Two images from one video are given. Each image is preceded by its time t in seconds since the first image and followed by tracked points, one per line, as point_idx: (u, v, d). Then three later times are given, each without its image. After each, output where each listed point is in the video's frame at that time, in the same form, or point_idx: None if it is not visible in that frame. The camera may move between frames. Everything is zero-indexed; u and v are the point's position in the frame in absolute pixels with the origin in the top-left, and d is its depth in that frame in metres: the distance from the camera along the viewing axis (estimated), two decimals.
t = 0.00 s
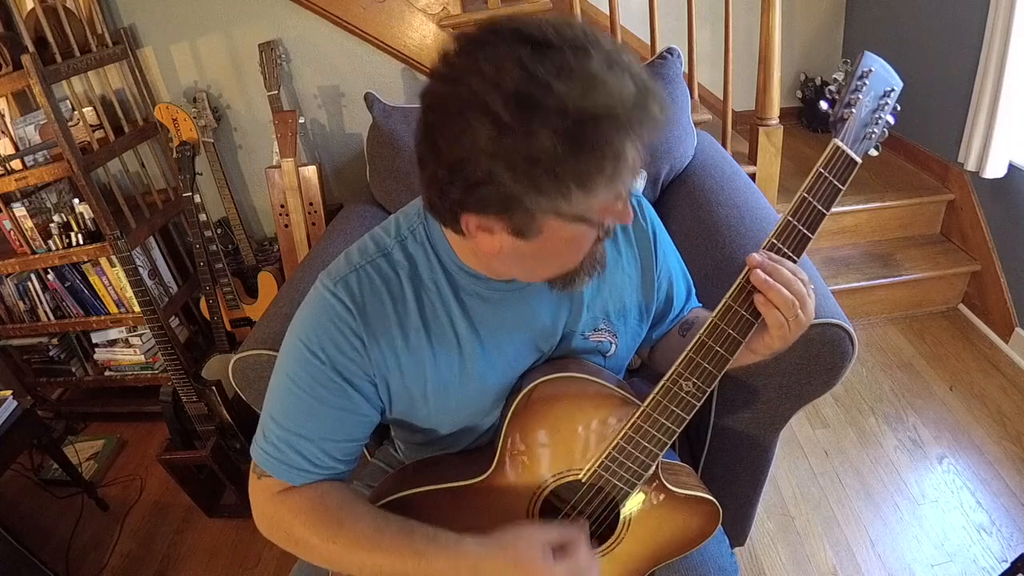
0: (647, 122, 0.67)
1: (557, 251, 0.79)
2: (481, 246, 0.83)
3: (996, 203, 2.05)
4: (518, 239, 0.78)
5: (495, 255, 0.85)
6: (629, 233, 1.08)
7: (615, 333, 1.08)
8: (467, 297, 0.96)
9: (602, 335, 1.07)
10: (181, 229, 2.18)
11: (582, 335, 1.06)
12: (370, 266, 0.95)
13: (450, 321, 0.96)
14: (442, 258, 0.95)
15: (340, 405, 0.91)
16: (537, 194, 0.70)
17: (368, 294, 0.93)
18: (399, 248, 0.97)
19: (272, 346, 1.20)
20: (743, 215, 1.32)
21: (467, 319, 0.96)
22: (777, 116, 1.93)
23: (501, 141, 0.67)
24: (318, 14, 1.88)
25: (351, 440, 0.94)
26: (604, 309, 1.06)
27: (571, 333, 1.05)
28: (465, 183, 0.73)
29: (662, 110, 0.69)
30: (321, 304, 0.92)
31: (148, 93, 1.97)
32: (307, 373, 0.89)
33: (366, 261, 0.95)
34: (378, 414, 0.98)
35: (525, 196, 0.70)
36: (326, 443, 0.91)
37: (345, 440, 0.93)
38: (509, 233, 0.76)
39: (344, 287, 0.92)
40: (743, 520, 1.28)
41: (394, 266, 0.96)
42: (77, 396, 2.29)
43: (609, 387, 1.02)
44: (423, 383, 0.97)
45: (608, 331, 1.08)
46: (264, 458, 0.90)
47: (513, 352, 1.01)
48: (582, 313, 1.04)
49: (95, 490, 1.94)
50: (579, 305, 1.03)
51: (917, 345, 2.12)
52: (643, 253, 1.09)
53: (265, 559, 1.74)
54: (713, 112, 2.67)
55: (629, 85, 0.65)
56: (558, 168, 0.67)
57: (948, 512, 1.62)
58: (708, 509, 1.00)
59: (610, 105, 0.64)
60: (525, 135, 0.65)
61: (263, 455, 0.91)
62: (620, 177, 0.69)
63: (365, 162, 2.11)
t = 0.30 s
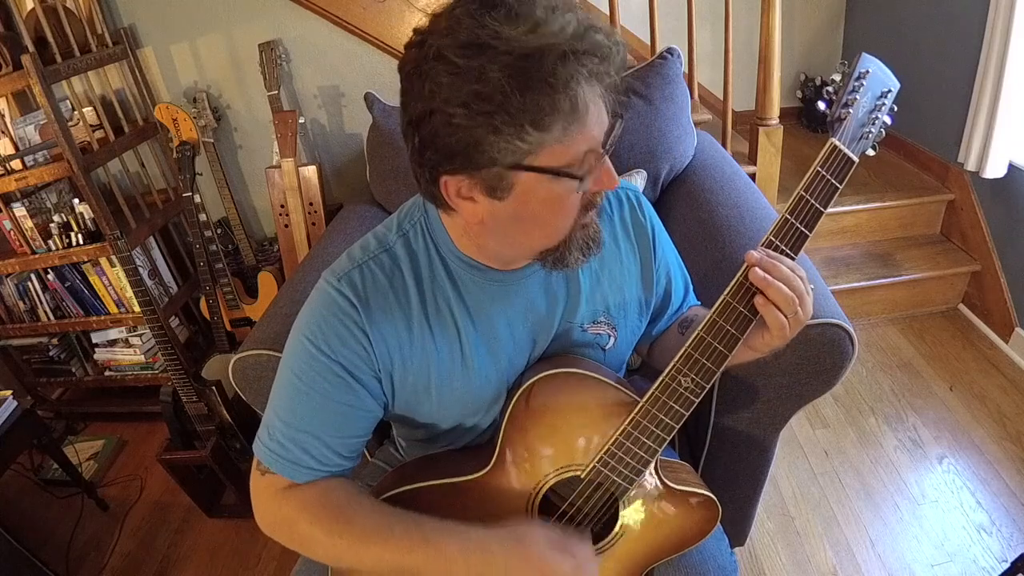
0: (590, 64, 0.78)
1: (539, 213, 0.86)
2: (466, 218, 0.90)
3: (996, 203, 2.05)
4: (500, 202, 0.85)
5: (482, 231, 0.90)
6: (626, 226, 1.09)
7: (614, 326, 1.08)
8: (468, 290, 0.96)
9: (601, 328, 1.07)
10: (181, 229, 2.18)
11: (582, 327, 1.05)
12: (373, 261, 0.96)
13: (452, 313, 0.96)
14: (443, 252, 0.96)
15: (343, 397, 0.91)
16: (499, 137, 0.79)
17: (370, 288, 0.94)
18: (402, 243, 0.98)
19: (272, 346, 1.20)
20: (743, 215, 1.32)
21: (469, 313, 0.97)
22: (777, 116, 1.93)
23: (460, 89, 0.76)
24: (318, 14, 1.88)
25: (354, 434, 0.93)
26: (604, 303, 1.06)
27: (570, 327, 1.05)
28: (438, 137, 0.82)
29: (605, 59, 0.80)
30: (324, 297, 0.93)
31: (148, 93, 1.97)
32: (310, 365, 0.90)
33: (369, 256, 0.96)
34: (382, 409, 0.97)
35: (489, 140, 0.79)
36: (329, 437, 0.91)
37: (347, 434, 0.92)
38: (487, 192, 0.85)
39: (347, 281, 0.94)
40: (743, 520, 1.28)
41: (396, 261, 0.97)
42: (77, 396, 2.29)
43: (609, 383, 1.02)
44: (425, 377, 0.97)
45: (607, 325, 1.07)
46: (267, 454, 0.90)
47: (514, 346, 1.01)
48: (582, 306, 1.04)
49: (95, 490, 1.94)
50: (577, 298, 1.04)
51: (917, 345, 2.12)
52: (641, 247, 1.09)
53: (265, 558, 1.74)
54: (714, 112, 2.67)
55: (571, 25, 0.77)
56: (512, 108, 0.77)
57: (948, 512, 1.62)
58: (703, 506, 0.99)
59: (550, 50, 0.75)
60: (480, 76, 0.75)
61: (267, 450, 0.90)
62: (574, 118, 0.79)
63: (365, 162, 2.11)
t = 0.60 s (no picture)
0: (621, 94, 0.74)
1: (552, 229, 0.82)
2: (477, 229, 0.86)
3: (996, 203, 2.05)
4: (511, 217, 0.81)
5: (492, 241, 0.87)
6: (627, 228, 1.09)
7: (614, 329, 1.08)
8: (469, 288, 0.96)
9: (600, 331, 1.07)
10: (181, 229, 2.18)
11: (582, 330, 1.06)
12: (374, 258, 0.96)
13: (452, 310, 0.96)
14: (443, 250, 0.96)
15: (343, 392, 0.91)
16: (522, 159, 0.75)
17: (371, 284, 0.94)
18: (402, 241, 0.98)
19: (272, 346, 1.20)
20: (743, 215, 1.32)
21: (468, 309, 0.97)
22: (777, 116, 1.93)
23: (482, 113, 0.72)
24: (318, 13, 1.88)
25: (353, 431, 0.94)
26: (604, 304, 1.06)
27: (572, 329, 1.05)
28: (457, 154, 0.77)
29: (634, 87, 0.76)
30: (325, 293, 0.93)
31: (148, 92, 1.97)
32: (310, 360, 0.90)
33: (370, 253, 0.96)
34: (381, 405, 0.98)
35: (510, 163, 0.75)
36: (329, 432, 0.91)
37: (346, 431, 0.93)
38: (504, 210, 0.80)
39: (348, 277, 0.94)
40: (743, 520, 1.28)
41: (397, 258, 0.97)
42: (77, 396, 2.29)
43: (609, 382, 1.03)
44: (425, 376, 0.97)
45: (607, 328, 1.07)
46: (267, 447, 0.90)
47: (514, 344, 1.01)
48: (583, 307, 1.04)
49: (95, 490, 1.94)
50: (579, 298, 1.04)
51: (917, 345, 2.12)
52: (642, 246, 1.09)
53: (265, 558, 1.74)
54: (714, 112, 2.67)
55: (601, 54, 0.73)
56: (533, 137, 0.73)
57: (948, 512, 1.62)
58: (703, 506, 0.99)
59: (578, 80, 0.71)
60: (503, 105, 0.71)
61: (266, 444, 0.90)
62: (598, 142, 0.75)
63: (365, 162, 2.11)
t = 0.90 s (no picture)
0: (564, 26, 0.85)
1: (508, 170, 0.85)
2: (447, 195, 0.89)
3: (996, 203, 2.05)
4: (473, 152, 0.85)
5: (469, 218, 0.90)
6: (629, 230, 1.08)
7: (613, 333, 1.08)
8: (468, 284, 0.96)
9: (600, 335, 1.06)
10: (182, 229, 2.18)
11: (582, 333, 1.05)
12: (375, 251, 0.96)
13: (451, 306, 0.96)
14: (442, 244, 0.96)
15: (339, 386, 0.92)
16: (477, 86, 0.83)
17: (370, 276, 0.94)
18: (404, 235, 0.98)
19: (272, 346, 1.20)
20: (744, 216, 1.32)
21: (467, 306, 0.97)
22: (777, 116, 1.93)
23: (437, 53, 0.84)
24: (318, 13, 1.88)
25: (348, 426, 0.94)
26: (603, 308, 1.06)
27: (571, 333, 1.04)
28: (424, 99, 0.87)
29: (579, 27, 0.87)
30: (325, 285, 0.93)
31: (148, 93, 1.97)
32: (308, 352, 0.91)
33: (371, 246, 0.97)
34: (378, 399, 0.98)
35: (469, 91, 0.84)
36: (325, 425, 0.91)
37: (341, 425, 0.93)
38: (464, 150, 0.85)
39: (348, 270, 0.94)
40: (743, 520, 1.28)
41: (397, 253, 0.97)
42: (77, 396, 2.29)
43: (610, 389, 1.00)
44: (421, 372, 0.97)
45: (606, 332, 1.07)
46: (264, 436, 0.91)
47: (514, 342, 1.01)
48: (581, 311, 1.04)
49: (95, 490, 1.94)
50: (577, 300, 1.03)
51: (917, 345, 2.12)
52: (641, 248, 1.09)
53: (265, 559, 1.74)
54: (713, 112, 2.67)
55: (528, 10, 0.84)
56: (484, 65, 0.83)
57: (948, 512, 1.62)
58: (708, 516, 1.00)
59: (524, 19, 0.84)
60: (454, 39, 0.83)
61: (264, 435, 0.91)
62: (548, 68, 0.84)
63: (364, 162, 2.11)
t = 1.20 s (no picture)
0: (516, 10, 0.87)
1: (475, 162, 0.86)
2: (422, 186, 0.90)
3: (996, 203, 2.05)
4: (443, 142, 0.86)
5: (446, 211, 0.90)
6: (618, 223, 1.08)
7: (605, 327, 1.07)
8: (456, 282, 0.96)
9: (591, 329, 1.06)
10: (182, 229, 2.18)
11: (573, 327, 1.04)
12: (362, 252, 0.97)
13: (439, 304, 0.96)
14: (428, 241, 0.97)
15: (331, 384, 0.92)
16: (437, 78, 0.85)
17: (358, 276, 0.95)
18: (391, 236, 0.99)
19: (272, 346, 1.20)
20: (743, 216, 1.32)
21: (456, 303, 0.97)
22: (777, 116, 1.93)
23: (400, 49, 0.87)
24: (318, 13, 1.88)
25: (341, 424, 0.94)
26: (593, 301, 1.05)
27: (563, 328, 1.04)
28: (396, 97, 0.89)
29: (532, 11, 0.89)
30: (314, 287, 0.94)
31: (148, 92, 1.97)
32: (298, 352, 0.91)
33: (359, 247, 0.98)
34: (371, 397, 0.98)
35: (433, 84, 0.85)
36: (318, 423, 0.92)
37: (333, 424, 0.93)
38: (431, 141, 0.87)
39: (336, 271, 0.95)
40: (743, 521, 1.28)
41: (385, 253, 0.97)
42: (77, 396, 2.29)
43: (602, 386, 1.00)
44: (413, 369, 0.98)
45: (598, 325, 1.06)
46: (258, 438, 0.92)
47: (506, 340, 1.01)
48: (571, 305, 1.03)
49: (95, 490, 1.94)
50: (568, 295, 1.03)
51: (917, 345, 2.12)
52: (631, 238, 1.08)
53: (266, 559, 1.74)
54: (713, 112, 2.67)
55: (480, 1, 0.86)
56: (444, 55, 0.85)
57: (948, 512, 1.62)
58: (702, 513, 0.99)
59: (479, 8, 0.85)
60: (411, 34, 0.86)
61: (258, 436, 0.92)
62: (505, 53, 0.86)
63: (364, 162, 2.11)
